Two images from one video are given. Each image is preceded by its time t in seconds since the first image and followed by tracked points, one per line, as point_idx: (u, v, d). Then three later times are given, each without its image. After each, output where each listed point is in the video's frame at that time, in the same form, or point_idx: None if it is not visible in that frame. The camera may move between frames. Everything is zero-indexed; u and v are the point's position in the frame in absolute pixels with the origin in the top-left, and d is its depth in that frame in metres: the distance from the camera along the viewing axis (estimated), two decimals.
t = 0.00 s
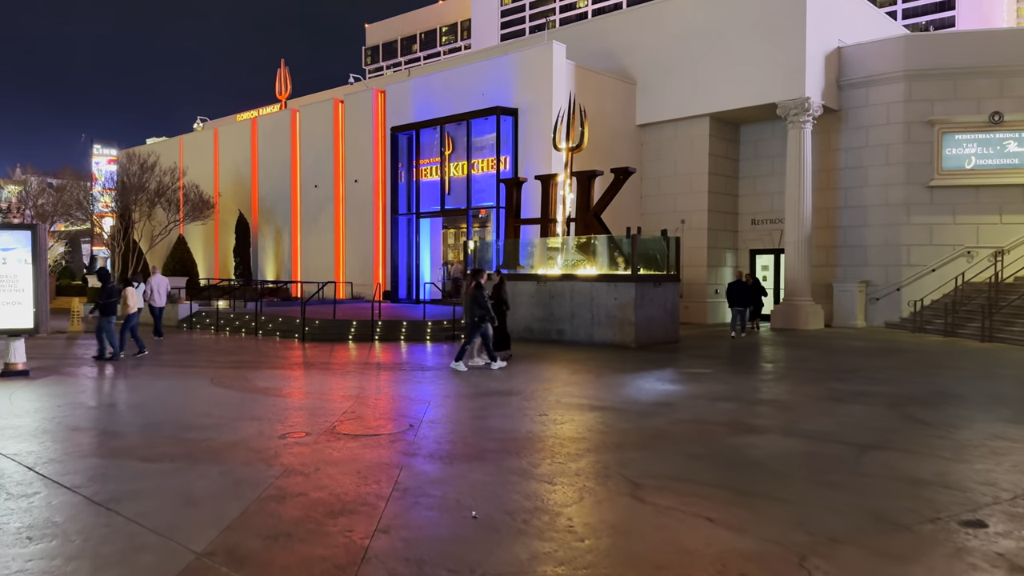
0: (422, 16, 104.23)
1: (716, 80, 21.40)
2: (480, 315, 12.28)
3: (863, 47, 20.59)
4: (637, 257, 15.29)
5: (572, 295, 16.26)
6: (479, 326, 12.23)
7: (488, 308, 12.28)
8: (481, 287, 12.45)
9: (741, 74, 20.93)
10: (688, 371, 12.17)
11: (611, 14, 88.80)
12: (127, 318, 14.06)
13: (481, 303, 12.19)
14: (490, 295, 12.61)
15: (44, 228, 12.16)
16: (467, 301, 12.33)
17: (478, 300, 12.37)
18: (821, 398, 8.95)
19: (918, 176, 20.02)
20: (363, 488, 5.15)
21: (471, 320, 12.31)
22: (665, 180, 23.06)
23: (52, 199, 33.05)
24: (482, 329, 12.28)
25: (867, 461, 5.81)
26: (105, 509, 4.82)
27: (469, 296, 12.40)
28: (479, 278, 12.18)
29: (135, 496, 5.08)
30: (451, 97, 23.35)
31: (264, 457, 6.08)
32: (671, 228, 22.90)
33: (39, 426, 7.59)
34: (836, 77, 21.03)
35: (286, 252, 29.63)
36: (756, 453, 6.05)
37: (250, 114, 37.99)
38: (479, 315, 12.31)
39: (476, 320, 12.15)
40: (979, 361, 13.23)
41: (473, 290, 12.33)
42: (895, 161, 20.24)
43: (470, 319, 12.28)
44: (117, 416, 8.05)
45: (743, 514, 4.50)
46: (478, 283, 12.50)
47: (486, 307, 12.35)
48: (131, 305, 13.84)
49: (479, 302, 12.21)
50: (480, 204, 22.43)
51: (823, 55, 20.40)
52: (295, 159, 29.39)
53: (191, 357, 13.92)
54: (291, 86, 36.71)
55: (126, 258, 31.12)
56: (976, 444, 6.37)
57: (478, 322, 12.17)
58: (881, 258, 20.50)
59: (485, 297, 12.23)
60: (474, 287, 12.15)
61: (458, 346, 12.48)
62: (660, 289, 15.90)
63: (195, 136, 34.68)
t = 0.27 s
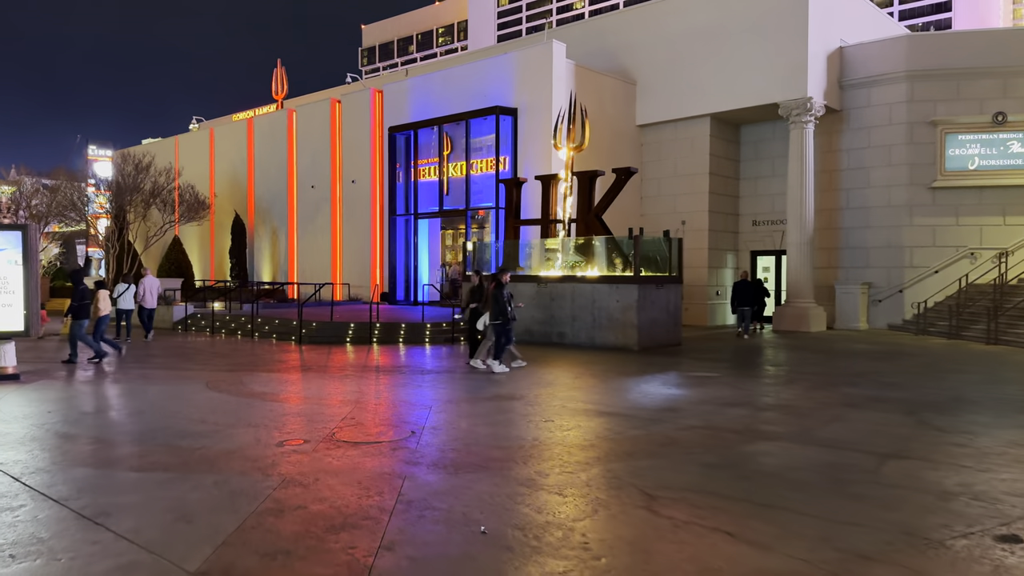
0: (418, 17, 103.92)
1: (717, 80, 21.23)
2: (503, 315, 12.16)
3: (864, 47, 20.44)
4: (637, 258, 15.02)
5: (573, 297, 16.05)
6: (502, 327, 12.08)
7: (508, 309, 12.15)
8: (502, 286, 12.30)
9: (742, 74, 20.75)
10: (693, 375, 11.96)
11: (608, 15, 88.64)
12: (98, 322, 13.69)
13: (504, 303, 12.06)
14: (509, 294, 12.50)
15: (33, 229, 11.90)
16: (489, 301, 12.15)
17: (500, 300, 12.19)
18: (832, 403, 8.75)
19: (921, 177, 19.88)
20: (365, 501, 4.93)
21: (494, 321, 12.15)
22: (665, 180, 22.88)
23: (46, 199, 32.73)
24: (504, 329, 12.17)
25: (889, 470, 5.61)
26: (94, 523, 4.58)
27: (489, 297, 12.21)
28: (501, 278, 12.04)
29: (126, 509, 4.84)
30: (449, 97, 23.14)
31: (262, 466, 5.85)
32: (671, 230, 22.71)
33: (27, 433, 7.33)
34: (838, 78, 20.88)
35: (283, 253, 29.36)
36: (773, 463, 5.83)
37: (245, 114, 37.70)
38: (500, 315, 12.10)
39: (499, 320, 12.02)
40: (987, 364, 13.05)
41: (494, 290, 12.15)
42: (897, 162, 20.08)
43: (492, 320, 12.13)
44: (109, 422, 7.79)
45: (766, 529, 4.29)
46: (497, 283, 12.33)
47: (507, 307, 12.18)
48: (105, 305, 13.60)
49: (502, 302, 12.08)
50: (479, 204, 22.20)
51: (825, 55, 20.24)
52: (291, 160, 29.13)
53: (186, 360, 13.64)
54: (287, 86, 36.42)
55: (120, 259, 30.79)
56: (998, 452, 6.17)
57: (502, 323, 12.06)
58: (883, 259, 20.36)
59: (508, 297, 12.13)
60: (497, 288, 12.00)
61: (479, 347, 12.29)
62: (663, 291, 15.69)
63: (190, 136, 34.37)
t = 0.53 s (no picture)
0: (417, 18, 103.56)
1: (720, 79, 21.01)
2: (524, 319, 11.83)
3: (868, 46, 20.23)
4: (640, 259, 14.79)
5: (576, 299, 15.81)
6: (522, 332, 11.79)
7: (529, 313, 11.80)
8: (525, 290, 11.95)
9: (745, 72, 20.53)
10: (700, 378, 11.72)
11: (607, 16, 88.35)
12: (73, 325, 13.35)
13: (526, 307, 11.70)
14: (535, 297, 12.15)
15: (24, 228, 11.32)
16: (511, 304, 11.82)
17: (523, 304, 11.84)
18: (845, 407, 8.51)
19: (925, 177, 19.66)
20: (367, 513, 4.67)
21: (515, 324, 11.85)
22: (667, 180, 22.65)
23: (42, 199, 32.45)
24: (525, 334, 11.85)
25: (914, 478, 5.37)
26: (80, 539, 4.31)
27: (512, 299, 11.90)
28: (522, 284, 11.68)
29: (115, 522, 4.58)
30: (449, 96, 22.90)
31: (258, 476, 5.59)
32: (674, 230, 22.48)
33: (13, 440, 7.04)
34: (841, 77, 20.67)
35: (280, 254, 29.09)
36: (792, 471, 5.58)
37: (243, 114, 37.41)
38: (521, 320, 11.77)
39: (519, 324, 11.69)
40: (997, 366, 12.83)
41: (517, 293, 11.81)
42: (902, 161, 19.89)
43: (514, 323, 11.82)
44: (100, 428, 7.52)
45: (794, 545, 4.04)
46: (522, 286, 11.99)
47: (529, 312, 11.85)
48: (82, 303, 13.27)
49: (524, 306, 11.72)
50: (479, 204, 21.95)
51: (829, 54, 20.05)
52: (289, 160, 28.88)
53: (181, 362, 13.36)
54: (285, 86, 36.15)
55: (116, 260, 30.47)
56: None
57: (522, 327, 11.73)
58: (887, 260, 20.15)
59: (530, 301, 11.76)
60: (520, 291, 11.65)
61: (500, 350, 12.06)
62: (667, 292, 15.44)
63: (187, 136, 34.09)
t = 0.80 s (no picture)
0: (415, 19, 103.25)
1: (724, 78, 20.80)
2: (552, 321, 11.54)
3: (874, 45, 20.02)
4: (648, 261, 14.68)
5: (580, 300, 15.60)
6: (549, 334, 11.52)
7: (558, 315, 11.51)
8: (552, 290, 11.65)
9: (750, 71, 20.32)
10: (708, 382, 11.48)
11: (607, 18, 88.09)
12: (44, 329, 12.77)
13: (554, 309, 11.41)
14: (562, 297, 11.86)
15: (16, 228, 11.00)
16: (538, 305, 11.52)
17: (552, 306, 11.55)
18: (860, 412, 8.29)
19: (932, 178, 19.45)
20: (373, 529, 4.42)
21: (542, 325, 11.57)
22: (670, 181, 22.44)
23: (38, 199, 32.17)
24: (553, 335, 11.58)
25: (943, 490, 5.15)
26: (69, 558, 4.06)
27: (539, 300, 11.60)
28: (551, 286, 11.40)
29: (107, 538, 4.33)
30: (450, 95, 22.67)
31: (257, 488, 5.34)
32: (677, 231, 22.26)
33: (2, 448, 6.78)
34: (846, 76, 20.46)
35: (279, 255, 28.84)
36: (815, 483, 5.33)
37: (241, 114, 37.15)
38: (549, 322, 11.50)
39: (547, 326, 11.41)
40: (1010, 370, 12.58)
41: (544, 294, 11.51)
42: (908, 162, 19.67)
43: (541, 325, 11.55)
44: (94, 435, 7.25)
45: (827, 564, 3.82)
46: (548, 286, 11.69)
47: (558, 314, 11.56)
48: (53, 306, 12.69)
49: (552, 307, 11.43)
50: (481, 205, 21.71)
51: (834, 53, 19.84)
52: (288, 160, 28.64)
53: (178, 365, 13.08)
54: (284, 86, 35.90)
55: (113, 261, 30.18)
56: None
57: (550, 329, 11.46)
58: (893, 261, 19.93)
59: (558, 302, 11.46)
60: (548, 292, 11.34)
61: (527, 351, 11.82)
62: (672, 294, 15.23)
63: (186, 136, 33.82)
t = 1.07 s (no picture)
0: (414, 20, 102.84)
1: (728, 77, 20.58)
2: (580, 322, 11.20)
3: (879, 43, 19.82)
4: (654, 260, 14.38)
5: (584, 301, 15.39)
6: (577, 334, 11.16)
7: (587, 316, 11.17)
8: (580, 291, 11.32)
9: (754, 70, 20.11)
10: (717, 384, 11.26)
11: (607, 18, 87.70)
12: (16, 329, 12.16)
13: (583, 310, 11.07)
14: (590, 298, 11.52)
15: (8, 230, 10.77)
16: (566, 306, 11.17)
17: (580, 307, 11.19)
18: (877, 415, 8.07)
19: (939, 177, 19.24)
20: (382, 542, 4.19)
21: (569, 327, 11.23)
22: (673, 181, 22.24)
23: (35, 199, 31.91)
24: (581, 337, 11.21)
25: (974, 499, 4.95)
26: None
27: (566, 301, 11.26)
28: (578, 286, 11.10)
29: (101, 553, 4.10)
30: (451, 94, 22.45)
31: (259, 497, 5.11)
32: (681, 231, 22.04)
33: None
34: (852, 75, 20.26)
35: (279, 255, 28.59)
36: (842, 491, 5.11)
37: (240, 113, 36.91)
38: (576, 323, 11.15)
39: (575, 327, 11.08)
40: None
41: (572, 295, 11.15)
42: (915, 161, 19.47)
43: (569, 327, 11.21)
44: (90, 441, 7.02)
45: None
46: (575, 287, 11.34)
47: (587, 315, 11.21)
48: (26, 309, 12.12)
49: (581, 308, 11.09)
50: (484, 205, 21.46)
51: (840, 51, 19.64)
52: (288, 160, 28.41)
53: (177, 367, 12.84)
54: (283, 85, 35.65)
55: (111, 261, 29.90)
56: None
57: (579, 331, 11.12)
58: (900, 262, 19.74)
59: (586, 302, 11.13)
60: (576, 293, 11.01)
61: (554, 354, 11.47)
62: (678, 295, 15.00)
63: (185, 136, 33.57)
